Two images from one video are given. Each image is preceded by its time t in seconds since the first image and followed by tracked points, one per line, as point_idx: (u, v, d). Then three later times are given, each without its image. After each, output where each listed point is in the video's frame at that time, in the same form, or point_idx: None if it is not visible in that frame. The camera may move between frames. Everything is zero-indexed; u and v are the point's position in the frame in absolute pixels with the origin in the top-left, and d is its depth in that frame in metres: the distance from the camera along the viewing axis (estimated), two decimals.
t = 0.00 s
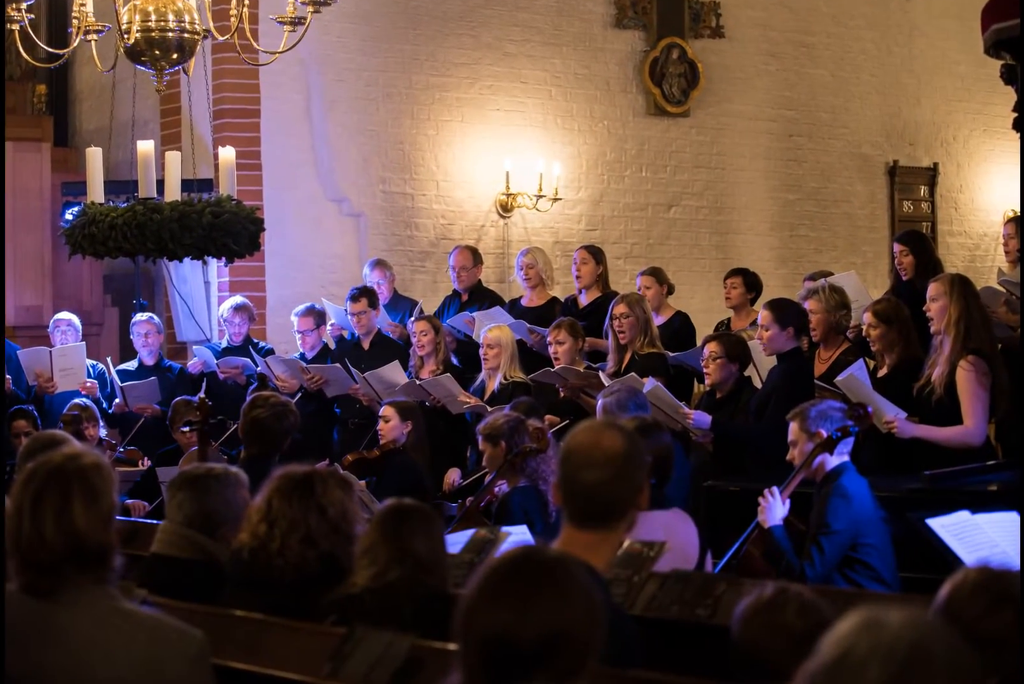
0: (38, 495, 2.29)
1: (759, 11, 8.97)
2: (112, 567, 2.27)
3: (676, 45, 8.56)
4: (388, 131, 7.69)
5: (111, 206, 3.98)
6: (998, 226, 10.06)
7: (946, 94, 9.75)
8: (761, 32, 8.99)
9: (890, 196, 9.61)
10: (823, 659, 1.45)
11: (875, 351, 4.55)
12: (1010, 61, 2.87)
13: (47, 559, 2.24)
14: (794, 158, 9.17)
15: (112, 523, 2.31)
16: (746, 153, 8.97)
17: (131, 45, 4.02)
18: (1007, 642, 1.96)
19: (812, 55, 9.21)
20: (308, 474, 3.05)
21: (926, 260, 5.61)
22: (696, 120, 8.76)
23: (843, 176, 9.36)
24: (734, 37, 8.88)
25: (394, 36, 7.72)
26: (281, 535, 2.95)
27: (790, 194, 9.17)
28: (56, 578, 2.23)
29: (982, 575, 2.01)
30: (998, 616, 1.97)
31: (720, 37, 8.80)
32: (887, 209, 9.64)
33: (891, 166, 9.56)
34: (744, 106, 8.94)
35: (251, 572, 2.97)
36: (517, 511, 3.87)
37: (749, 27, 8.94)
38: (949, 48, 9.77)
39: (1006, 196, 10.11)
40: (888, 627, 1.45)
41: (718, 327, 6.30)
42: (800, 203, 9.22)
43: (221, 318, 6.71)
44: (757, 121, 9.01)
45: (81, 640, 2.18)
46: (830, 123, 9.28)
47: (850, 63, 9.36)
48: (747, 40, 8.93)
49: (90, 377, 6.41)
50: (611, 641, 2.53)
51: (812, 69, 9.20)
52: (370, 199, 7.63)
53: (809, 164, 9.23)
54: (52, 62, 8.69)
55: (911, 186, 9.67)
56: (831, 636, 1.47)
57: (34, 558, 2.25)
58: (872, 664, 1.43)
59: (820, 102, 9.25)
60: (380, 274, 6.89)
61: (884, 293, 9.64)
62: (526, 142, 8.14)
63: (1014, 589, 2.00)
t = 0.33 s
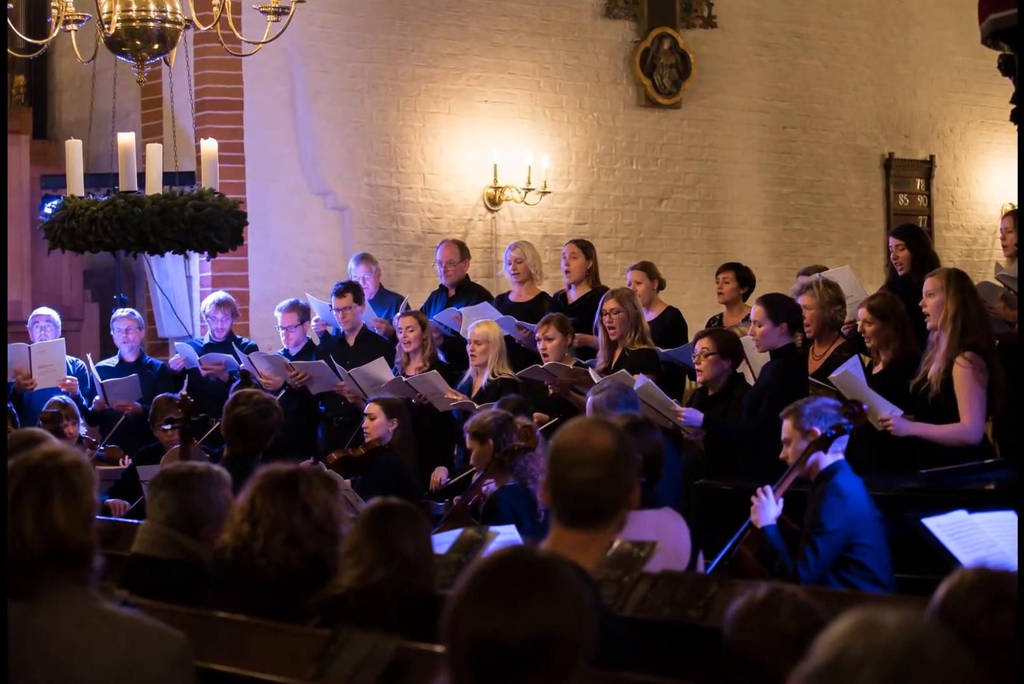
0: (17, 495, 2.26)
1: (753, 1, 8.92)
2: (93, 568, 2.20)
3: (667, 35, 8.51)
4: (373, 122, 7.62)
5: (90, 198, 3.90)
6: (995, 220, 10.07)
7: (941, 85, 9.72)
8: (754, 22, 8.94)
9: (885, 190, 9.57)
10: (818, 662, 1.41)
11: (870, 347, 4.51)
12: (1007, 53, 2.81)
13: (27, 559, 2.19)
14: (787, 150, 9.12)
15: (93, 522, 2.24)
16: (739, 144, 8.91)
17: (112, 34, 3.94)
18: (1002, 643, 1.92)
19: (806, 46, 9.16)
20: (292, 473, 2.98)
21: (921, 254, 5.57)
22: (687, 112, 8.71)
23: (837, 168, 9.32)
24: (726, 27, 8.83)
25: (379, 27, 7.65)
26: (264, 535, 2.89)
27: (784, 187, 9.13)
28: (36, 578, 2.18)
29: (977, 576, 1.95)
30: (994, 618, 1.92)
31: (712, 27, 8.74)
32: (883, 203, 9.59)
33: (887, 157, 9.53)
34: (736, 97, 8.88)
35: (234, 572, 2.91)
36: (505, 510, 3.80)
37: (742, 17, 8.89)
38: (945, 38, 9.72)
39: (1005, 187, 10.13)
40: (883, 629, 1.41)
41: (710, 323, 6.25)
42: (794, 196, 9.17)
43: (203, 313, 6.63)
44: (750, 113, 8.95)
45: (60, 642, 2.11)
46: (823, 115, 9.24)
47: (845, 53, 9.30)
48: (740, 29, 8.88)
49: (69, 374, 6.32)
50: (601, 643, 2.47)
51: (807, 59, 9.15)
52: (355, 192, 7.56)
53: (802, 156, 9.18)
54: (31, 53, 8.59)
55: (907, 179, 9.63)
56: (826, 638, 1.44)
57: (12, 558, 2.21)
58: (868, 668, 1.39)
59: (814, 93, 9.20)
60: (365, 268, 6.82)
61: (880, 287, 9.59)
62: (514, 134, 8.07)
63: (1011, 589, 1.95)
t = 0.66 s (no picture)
0: None
1: None
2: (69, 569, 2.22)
3: (657, 24, 8.41)
4: (357, 113, 7.55)
5: (68, 191, 3.83)
6: (994, 212, 9.97)
7: (937, 75, 9.65)
8: (746, 11, 8.86)
9: (880, 182, 9.50)
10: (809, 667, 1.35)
11: (865, 343, 4.46)
12: (1004, 41, 2.75)
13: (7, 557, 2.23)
14: (780, 141, 9.06)
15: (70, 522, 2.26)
16: (730, 136, 8.84)
17: (89, 24, 3.86)
18: (1001, 645, 1.85)
19: (799, 35, 9.08)
20: (274, 472, 2.92)
21: (917, 248, 5.51)
22: (677, 103, 8.63)
23: (830, 160, 9.26)
24: (718, 17, 8.76)
25: (362, 16, 7.58)
26: (245, 535, 2.82)
27: (776, 180, 9.06)
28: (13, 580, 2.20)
29: (975, 577, 1.89)
30: (992, 619, 1.85)
31: (703, 16, 8.67)
32: (878, 196, 9.52)
33: (881, 149, 9.46)
34: (727, 87, 8.81)
35: (213, 573, 2.83)
36: (492, 510, 3.74)
37: (734, 7, 8.82)
38: (942, 27, 9.64)
39: (1001, 180, 10.05)
40: (879, 630, 1.34)
41: (701, 318, 6.19)
42: (787, 189, 9.11)
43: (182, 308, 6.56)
44: (741, 104, 8.88)
45: (38, 645, 2.12)
46: (818, 105, 9.16)
47: (839, 44, 9.23)
48: (732, 18, 8.81)
49: (46, 370, 6.23)
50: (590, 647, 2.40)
51: (800, 49, 9.08)
52: (338, 184, 7.49)
53: (796, 148, 9.13)
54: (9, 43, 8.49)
55: (902, 171, 9.56)
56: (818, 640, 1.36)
57: None
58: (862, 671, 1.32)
59: (808, 83, 9.13)
60: (348, 263, 6.75)
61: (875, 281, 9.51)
62: (501, 125, 8.00)
63: (1009, 589, 1.88)
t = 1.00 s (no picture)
0: None
1: None
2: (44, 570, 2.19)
3: (646, 11, 8.35)
4: (338, 103, 7.46)
5: (42, 182, 3.74)
6: (989, 204, 9.94)
7: (931, 63, 9.61)
8: None
9: (875, 172, 9.42)
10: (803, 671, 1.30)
11: (858, 337, 4.41)
12: (1001, 29, 2.70)
13: None
14: (772, 130, 8.96)
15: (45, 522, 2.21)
16: (720, 127, 8.76)
17: (63, 11, 3.77)
18: (998, 648, 1.84)
19: (791, 23, 8.99)
20: (253, 470, 2.83)
21: (912, 242, 5.46)
22: (667, 92, 8.55)
23: (823, 150, 9.17)
24: (709, 5, 8.68)
25: (344, 3, 7.49)
26: (223, 535, 2.75)
27: (768, 171, 8.99)
28: None
29: (971, 578, 1.89)
30: (989, 621, 1.84)
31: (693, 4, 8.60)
32: (872, 187, 9.44)
33: (875, 140, 9.39)
34: (718, 76, 8.72)
35: (190, 574, 2.76)
36: (477, 508, 3.67)
37: None
38: (937, 15, 9.60)
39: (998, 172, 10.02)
40: (873, 632, 1.33)
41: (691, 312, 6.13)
42: (779, 180, 9.03)
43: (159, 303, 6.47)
44: (732, 93, 8.79)
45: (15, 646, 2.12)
46: (812, 94, 9.06)
47: (833, 32, 9.13)
48: (723, 6, 8.73)
49: (20, 366, 6.13)
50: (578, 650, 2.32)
51: (792, 37, 8.99)
52: (319, 175, 7.40)
53: (787, 138, 9.03)
54: None
55: (896, 162, 9.49)
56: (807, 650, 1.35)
57: None
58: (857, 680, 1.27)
59: (801, 72, 9.04)
60: (330, 256, 6.70)
61: (869, 274, 9.42)
62: (485, 115, 7.91)
63: (1005, 591, 1.87)
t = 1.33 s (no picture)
0: None
1: None
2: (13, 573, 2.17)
3: None
4: (317, 91, 7.38)
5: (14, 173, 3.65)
6: (986, 195, 9.65)
7: (930, 52, 9.39)
8: None
9: (868, 163, 9.22)
10: (793, 671, 1.32)
11: (851, 332, 4.36)
12: (998, 17, 2.64)
13: None
14: (764, 119, 8.82)
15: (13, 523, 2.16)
16: (710, 116, 8.65)
17: None
18: (996, 651, 1.84)
19: (783, 10, 8.87)
20: (229, 468, 2.77)
21: (908, 234, 5.37)
22: (654, 81, 8.44)
23: (818, 138, 9.00)
24: None
25: None
26: (200, 534, 2.67)
27: (761, 161, 8.84)
28: None
29: (967, 578, 1.89)
30: (986, 622, 1.84)
31: None
32: (865, 176, 9.23)
33: (869, 130, 9.18)
34: (706, 64, 8.61)
35: (167, 575, 2.65)
36: (460, 507, 3.58)
37: None
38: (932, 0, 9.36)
39: (997, 163, 9.72)
40: (865, 633, 1.30)
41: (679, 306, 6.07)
42: (770, 171, 8.87)
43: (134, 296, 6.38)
44: (721, 81, 8.67)
45: None
46: (805, 82, 8.95)
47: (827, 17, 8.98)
48: None
49: None
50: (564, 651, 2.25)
51: (784, 24, 8.86)
52: (298, 166, 7.32)
53: (780, 127, 8.88)
54: None
55: (890, 152, 9.26)
56: (801, 644, 1.34)
57: None
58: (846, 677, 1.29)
59: (792, 59, 8.90)
60: (309, 249, 6.60)
61: (862, 266, 9.28)
62: (469, 104, 7.82)
63: (1001, 590, 1.88)
